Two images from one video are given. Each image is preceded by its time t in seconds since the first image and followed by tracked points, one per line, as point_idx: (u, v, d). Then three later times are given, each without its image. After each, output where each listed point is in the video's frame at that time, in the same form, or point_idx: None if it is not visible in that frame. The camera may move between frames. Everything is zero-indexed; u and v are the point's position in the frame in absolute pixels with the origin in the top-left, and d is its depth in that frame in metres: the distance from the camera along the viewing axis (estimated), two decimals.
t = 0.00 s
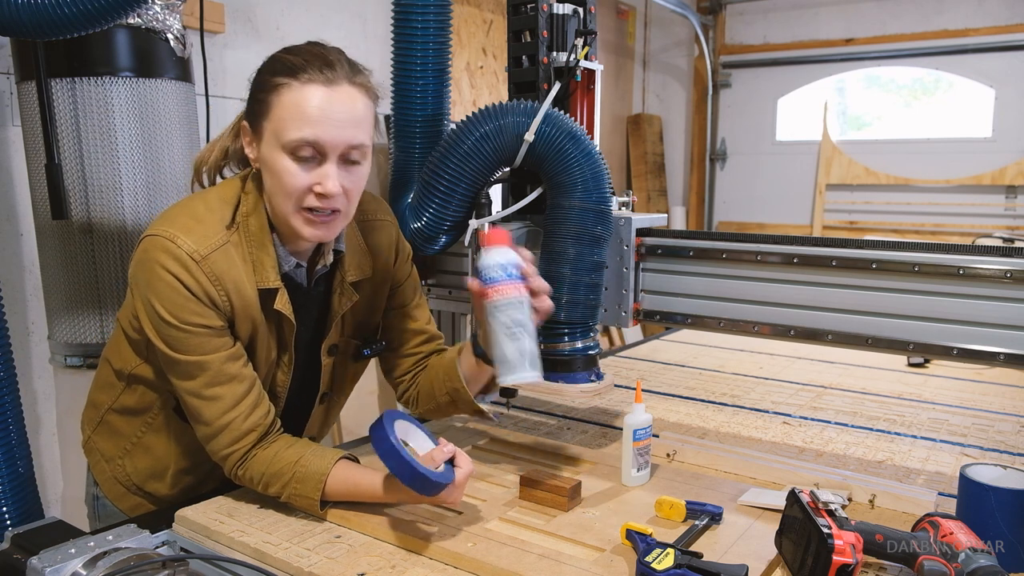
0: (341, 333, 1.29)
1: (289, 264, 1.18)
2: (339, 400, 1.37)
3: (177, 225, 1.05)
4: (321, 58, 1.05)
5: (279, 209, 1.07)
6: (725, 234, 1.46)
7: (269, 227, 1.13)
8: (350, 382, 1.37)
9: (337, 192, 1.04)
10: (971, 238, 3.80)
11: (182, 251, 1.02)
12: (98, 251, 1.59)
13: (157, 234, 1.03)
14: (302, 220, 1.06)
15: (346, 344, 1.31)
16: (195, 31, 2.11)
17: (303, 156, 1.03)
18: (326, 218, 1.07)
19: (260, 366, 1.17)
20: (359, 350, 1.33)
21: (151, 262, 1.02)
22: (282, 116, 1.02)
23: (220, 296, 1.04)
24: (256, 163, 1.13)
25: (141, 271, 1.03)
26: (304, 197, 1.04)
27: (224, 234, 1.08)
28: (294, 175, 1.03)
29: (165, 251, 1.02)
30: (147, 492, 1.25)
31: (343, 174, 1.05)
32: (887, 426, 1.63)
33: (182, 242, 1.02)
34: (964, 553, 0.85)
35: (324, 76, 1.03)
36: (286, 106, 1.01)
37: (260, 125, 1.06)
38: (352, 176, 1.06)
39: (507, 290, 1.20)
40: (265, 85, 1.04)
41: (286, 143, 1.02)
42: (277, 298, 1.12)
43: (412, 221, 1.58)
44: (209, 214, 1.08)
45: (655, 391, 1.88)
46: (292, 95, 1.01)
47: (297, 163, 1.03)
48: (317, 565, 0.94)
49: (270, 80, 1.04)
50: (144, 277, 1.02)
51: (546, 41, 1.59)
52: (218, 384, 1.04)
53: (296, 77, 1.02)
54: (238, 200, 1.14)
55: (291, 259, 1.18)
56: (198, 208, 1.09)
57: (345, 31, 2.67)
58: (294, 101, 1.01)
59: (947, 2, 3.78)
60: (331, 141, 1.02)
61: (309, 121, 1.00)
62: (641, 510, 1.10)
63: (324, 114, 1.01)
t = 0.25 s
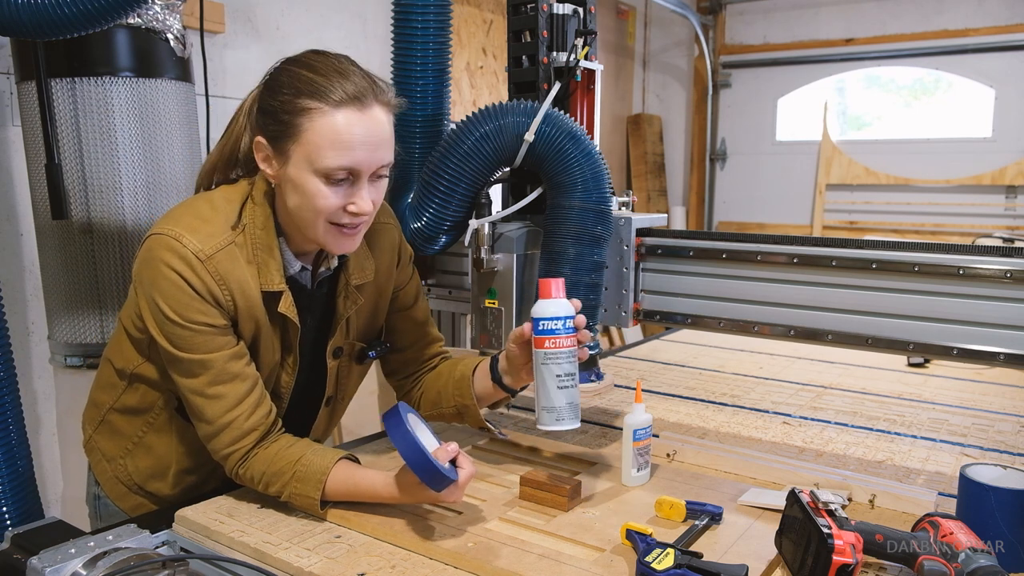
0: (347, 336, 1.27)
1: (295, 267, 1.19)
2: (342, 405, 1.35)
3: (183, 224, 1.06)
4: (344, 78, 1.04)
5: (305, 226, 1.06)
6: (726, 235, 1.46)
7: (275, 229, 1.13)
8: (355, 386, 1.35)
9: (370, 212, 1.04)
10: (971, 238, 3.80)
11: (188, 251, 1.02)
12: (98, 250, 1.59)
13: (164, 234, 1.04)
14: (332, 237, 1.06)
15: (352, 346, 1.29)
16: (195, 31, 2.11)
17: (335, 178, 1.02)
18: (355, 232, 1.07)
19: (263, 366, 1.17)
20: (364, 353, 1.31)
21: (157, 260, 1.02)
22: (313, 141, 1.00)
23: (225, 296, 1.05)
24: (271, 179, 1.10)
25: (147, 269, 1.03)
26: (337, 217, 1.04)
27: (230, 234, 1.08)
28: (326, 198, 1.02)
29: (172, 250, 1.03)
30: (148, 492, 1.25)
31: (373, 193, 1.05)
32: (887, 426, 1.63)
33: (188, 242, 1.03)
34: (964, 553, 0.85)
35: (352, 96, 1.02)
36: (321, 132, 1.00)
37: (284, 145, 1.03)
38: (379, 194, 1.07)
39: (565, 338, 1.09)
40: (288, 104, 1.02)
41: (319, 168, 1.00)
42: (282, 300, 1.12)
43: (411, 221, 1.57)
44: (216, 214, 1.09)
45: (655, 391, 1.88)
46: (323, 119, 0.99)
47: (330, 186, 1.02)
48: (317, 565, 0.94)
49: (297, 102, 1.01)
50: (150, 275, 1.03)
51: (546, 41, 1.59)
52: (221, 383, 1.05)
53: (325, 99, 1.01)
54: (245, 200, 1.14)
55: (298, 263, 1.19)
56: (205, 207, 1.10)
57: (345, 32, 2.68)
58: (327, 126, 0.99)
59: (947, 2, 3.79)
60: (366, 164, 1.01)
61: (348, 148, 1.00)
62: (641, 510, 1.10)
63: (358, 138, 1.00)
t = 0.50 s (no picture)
0: (347, 335, 1.28)
1: (297, 266, 1.18)
2: (342, 404, 1.35)
3: (186, 223, 1.06)
4: (348, 74, 1.04)
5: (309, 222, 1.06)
6: (725, 234, 1.46)
7: (277, 228, 1.13)
8: (355, 385, 1.35)
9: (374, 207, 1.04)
10: (971, 238, 3.80)
11: (190, 250, 1.02)
12: (98, 250, 1.59)
13: (166, 232, 1.04)
14: (336, 233, 1.06)
15: (352, 344, 1.29)
16: (195, 31, 2.11)
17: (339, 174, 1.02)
18: (359, 228, 1.07)
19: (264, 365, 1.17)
20: (364, 352, 1.31)
21: (159, 258, 1.02)
22: (318, 136, 1.00)
23: (227, 295, 1.05)
24: (276, 176, 1.10)
25: (149, 268, 1.04)
26: (341, 213, 1.04)
27: (232, 233, 1.08)
28: (330, 193, 1.02)
29: (174, 249, 1.03)
30: (149, 492, 1.25)
31: (378, 189, 1.05)
32: (887, 426, 1.63)
33: (190, 241, 1.03)
34: (964, 553, 0.85)
35: (356, 92, 1.02)
36: (326, 127, 1.00)
37: (288, 141, 1.03)
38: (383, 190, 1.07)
39: (580, 330, 1.11)
40: (292, 100, 1.02)
41: (324, 163, 1.01)
42: (284, 299, 1.12)
43: (411, 221, 1.57)
44: (219, 213, 1.09)
45: (655, 391, 1.88)
46: (327, 114, 1.00)
47: (334, 181, 1.02)
48: (317, 565, 0.94)
49: (301, 97, 1.01)
50: (152, 274, 1.03)
51: (546, 41, 1.59)
52: (222, 382, 1.05)
53: (328, 94, 1.01)
54: (247, 199, 1.14)
55: (300, 262, 1.18)
56: (207, 206, 1.10)
57: (345, 32, 2.68)
58: (332, 121, 0.99)
59: (947, 2, 3.79)
60: (370, 160, 1.01)
61: (353, 143, 1.00)
62: (641, 510, 1.10)
63: (362, 133, 1.00)
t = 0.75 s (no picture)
0: (343, 335, 1.28)
1: (295, 265, 1.19)
2: (340, 403, 1.35)
3: (183, 223, 1.06)
4: (345, 70, 1.03)
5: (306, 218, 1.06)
6: (725, 234, 1.46)
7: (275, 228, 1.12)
8: (354, 384, 1.35)
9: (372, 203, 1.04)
10: (971, 238, 3.80)
11: (187, 251, 1.02)
12: (98, 251, 1.59)
13: (163, 233, 1.04)
14: (333, 229, 1.06)
15: (350, 345, 1.30)
16: (195, 31, 2.11)
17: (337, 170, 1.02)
18: (356, 225, 1.07)
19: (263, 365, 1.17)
20: (360, 352, 1.31)
21: (156, 260, 1.02)
22: (316, 132, 1.00)
23: (224, 295, 1.05)
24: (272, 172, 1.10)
25: (147, 269, 1.03)
26: (339, 209, 1.04)
27: (230, 233, 1.08)
28: (328, 190, 1.02)
29: (171, 250, 1.03)
30: (150, 492, 1.25)
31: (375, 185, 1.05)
32: (887, 426, 1.63)
33: (187, 242, 1.03)
34: (964, 553, 0.85)
35: (354, 88, 1.02)
36: (324, 123, 1.00)
37: (285, 136, 1.03)
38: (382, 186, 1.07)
39: (613, 304, 1.06)
40: (290, 96, 1.02)
41: (322, 159, 1.01)
42: (282, 299, 1.12)
43: (410, 221, 1.57)
44: (216, 213, 1.09)
45: (655, 391, 1.88)
46: (325, 111, 1.00)
47: (332, 177, 1.02)
48: (317, 565, 0.94)
49: (299, 92, 1.01)
50: (149, 275, 1.03)
51: (546, 41, 1.59)
52: (220, 382, 1.05)
53: (327, 90, 1.01)
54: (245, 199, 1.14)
55: (297, 261, 1.19)
56: (205, 206, 1.09)
57: (345, 32, 2.68)
58: (330, 117, 0.99)
59: (947, 2, 3.79)
60: (368, 156, 1.02)
61: (352, 139, 1.00)
62: (641, 510, 1.10)
63: (360, 130, 1.00)
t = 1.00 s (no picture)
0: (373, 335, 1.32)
1: (346, 259, 1.20)
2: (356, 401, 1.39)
3: (251, 208, 1.06)
4: (401, 66, 1.12)
5: (342, 196, 1.12)
6: (726, 234, 1.46)
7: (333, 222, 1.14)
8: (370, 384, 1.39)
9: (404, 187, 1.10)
10: (971, 237, 3.80)
11: (263, 235, 1.03)
12: (98, 250, 1.59)
13: (237, 217, 1.03)
14: (364, 208, 1.11)
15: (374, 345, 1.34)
16: (195, 31, 2.11)
17: (377, 150, 1.09)
18: (387, 210, 1.11)
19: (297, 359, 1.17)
20: (383, 352, 1.36)
21: (226, 240, 1.01)
22: (361, 113, 1.07)
23: (286, 282, 1.06)
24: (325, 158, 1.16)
25: (206, 247, 1.02)
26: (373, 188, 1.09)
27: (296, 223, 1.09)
28: (367, 167, 1.09)
29: (242, 231, 1.02)
30: (152, 489, 1.25)
31: (410, 171, 1.11)
32: (887, 426, 1.63)
33: (261, 227, 1.04)
34: (964, 553, 0.85)
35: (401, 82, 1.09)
36: (370, 107, 1.08)
37: (334, 118, 1.11)
38: (419, 174, 1.12)
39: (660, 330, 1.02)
40: (346, 85, 1.10)
41: (366, 139, 1.08)
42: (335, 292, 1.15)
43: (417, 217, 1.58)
44: (283, 203, 1.10)
45: (655, 391, 1.88)
46: (373, 95, 1.08)
47: (372, 156, 1.09)
48: (317, 565, 0.94)
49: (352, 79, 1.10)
50: (210, 252, 1.01)
51: (546, 41, 1.59)
52: (276, 368, 1.04)
53: (379, 78, 1.09)
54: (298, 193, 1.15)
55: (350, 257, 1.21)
56: (268, 194, 1.10)
57: (345, 32, 2.68)
58: (377, 101, 1.07)
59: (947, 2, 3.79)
60: (406, 139, 1.08)
61: (394, 122, 1.07)
62: (641, 510, 1.10)
63: (400, 116, 1.07)
